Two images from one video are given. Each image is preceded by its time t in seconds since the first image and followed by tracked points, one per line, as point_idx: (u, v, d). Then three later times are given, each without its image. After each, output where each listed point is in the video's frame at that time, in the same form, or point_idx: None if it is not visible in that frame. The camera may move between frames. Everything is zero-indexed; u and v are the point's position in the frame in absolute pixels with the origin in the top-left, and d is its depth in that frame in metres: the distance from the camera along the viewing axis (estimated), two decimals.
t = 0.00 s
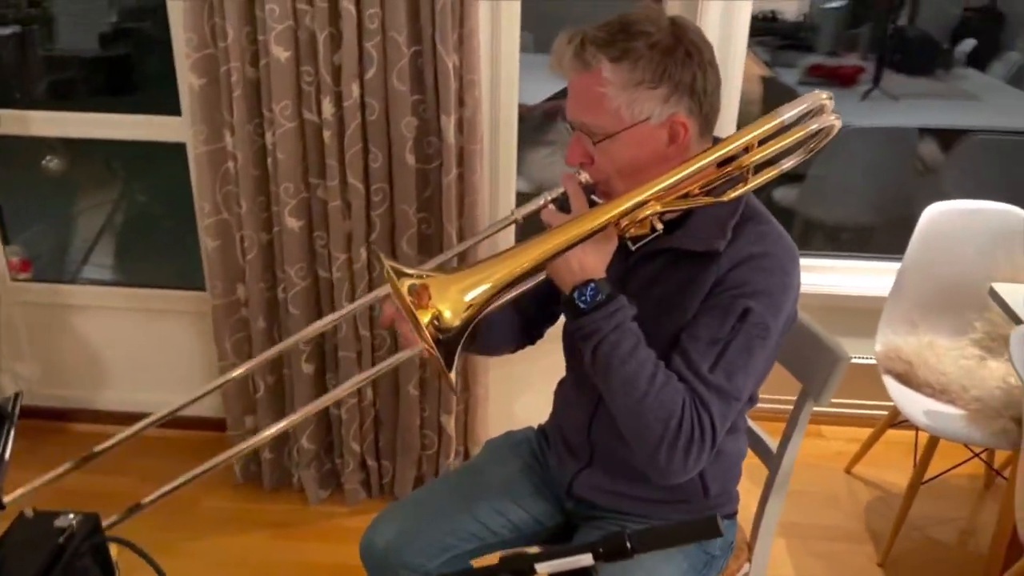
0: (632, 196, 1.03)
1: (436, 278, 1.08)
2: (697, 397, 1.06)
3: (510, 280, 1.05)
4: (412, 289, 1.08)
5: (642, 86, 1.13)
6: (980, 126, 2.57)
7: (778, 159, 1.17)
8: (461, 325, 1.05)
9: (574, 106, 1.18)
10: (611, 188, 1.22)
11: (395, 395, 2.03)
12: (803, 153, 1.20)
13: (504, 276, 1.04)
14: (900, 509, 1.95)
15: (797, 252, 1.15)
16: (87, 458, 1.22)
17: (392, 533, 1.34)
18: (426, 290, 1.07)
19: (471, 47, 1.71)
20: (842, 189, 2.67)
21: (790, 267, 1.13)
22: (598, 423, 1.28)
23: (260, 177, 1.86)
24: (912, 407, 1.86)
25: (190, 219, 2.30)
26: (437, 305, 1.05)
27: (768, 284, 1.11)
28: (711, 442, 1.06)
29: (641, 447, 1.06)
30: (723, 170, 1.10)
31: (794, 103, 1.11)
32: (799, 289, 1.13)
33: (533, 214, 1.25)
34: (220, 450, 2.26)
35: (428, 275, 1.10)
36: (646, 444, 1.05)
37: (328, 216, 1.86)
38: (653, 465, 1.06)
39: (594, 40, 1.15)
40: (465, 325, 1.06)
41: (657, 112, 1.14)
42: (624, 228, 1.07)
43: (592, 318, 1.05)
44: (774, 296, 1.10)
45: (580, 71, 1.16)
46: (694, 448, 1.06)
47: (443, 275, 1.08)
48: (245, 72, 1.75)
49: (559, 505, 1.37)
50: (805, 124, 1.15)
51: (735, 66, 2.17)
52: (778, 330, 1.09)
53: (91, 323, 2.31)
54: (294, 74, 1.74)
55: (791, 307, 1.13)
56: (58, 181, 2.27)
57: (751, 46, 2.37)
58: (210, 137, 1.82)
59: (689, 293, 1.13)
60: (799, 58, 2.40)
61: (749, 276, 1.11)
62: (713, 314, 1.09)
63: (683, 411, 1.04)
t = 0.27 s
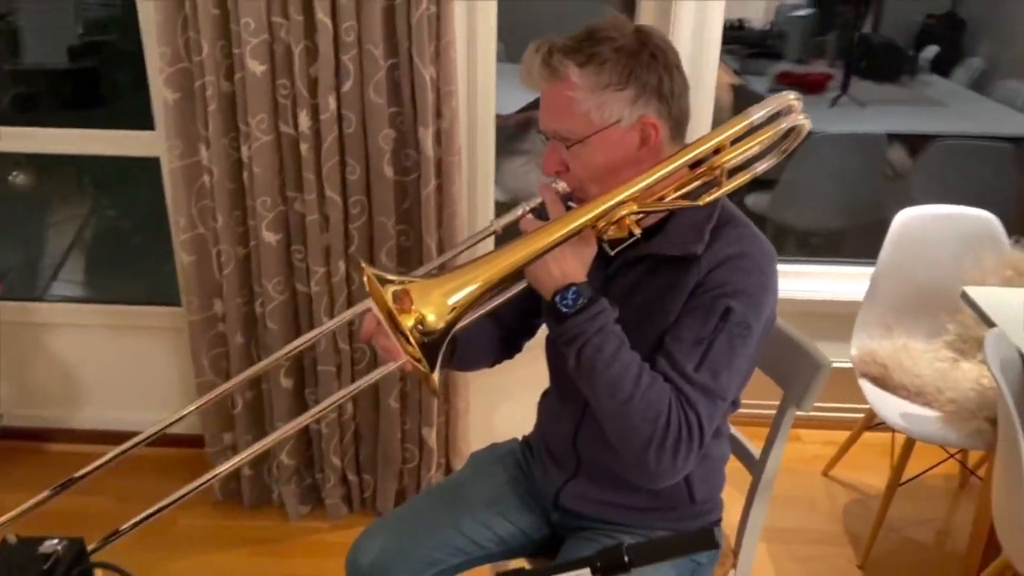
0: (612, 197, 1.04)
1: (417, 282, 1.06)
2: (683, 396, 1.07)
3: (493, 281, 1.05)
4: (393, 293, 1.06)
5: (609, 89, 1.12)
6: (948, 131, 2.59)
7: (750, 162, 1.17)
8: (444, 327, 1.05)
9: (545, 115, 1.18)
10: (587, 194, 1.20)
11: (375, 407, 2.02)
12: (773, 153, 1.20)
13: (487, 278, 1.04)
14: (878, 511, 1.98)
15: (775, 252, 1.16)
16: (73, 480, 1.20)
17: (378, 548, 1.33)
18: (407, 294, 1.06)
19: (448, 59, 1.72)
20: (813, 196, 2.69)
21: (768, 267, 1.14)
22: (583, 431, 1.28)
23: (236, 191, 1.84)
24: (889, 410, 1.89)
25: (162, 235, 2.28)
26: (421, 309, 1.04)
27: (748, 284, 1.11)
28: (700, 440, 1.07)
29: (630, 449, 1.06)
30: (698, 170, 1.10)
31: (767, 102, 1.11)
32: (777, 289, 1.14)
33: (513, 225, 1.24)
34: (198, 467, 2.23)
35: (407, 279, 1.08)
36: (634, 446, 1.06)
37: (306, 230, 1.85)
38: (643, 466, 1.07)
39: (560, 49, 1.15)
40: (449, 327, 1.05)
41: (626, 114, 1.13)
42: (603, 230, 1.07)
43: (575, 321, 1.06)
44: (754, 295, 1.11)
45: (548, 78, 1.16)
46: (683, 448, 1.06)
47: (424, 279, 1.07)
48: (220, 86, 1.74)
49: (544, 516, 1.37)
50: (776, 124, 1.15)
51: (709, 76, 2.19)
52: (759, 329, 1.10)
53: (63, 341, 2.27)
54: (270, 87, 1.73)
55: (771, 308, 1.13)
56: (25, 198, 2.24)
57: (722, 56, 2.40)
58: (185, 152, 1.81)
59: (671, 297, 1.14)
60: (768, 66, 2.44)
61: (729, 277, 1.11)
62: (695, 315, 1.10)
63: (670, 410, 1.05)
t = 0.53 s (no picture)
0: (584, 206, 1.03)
1: (394, 296, 1.07)
2: (662, 402, 1.07)
3: (469, 293, 1.04)
4: (371, 309, 1.06)
5: (577, 98, 1.13)
6: (913, 136, 2.63)
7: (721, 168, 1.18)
8: (423, 340, 1.05)
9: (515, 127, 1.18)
10: (561, 204, 1.20)
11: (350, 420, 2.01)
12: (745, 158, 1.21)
13: (463, 291, 1.04)
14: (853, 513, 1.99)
15: (748, 256, 1.17)
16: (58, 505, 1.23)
17: (357, 563, 1.31)
18: (385, 309, 1.06)
19: (421, 69, 1.71)
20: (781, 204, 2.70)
21: (742, 271, 1.14)
22: (562, 440, 1.28)
23: (207, 204, 1.83)
24: (864, 413, 1.91)
25: (130, 250, 2.24)
26: (399, 324, 1.04)
27: (723, 288, 1.12)
28: (680, 446, 1.08)
29: (611, 457, 1.06)
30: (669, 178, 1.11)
31: (734, 108, 1.11)
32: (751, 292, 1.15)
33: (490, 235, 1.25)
34: (172, 484, 2.20)
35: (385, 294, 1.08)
36: (616, 453, 1.06)
37: (278, 242, 1.83)
38: (624, 474, 1.07)
39: (526, 61, 1.15)
40: (428, 340, 1.05)
41: (596, 123, 1.13)
42: (578, 238, 1.07)
43: (552, 331, 1.06)
44: (729, 300, 1.11)
45: (516, 90, 1.16)
46: (663, 455, 1.07)
47: (401, 292, 1.07)
48: (190, 98, 1.72)
49: (525, 526, 1.36)
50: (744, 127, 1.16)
51: (678, 84, 2.22)
52: (735, 333, 1.10)
53: (30, 360, 2.22)
54: (241, 99, 1.72)
55: (746, 311, 1.14)
56: None
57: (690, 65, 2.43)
58: (155, 165, 1.79)
59: (647, 303, 1.15)
60: (735, 74, 2.47)
61: (704, 282, 1.12)
62: (671, 321, 1.10)
63: (649, 417, 1.05)
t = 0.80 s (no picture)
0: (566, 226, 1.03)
1: (380, 332, 1.05)
2: (653, 416, 1.08)
3: (458, 324, 1.04)
4: (357, 348, 1.05)
5: (552, 118, 1.12)
6: (880, 141, 2.66)
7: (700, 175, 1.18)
8: (413, 376, 1.04)
9: (491, 148, 1.18)
10: (543, 221, 1.20)
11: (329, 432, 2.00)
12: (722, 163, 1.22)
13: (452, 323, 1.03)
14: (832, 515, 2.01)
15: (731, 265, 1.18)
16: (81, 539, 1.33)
17: None
18: (371, 347, 1.05)
19: (397, 79, 1.71)
20: (753, 208, 2.73)
21: (726, 281, 1.15)
22: (546, 451, 1.28)
23: (181, 217, 1.80)
24: (840, 416, 1.92)
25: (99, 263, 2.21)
26: (388, 362, 1.03)
27: (709, 300, 1.12)
28: (672, 459, 1.08)
29: (606, 473, 1.07)
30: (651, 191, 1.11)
31: (709, 116, 1.12)
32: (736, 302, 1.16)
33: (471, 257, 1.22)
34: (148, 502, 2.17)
35: (368, 330, 1.07)
36: (610, 470, 1.06)
37: (253, 254, 1.81)
38: (619, 490, 1.07)
39: (497, 83, 1.15)
40: (418, 375, 1.05)
41: (572, 142, 1.13)
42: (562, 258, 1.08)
43: (541, 353, 1.05)
44: (716, 310, 1.12)
45: (490, 113, 1.15)
46: (657, 469, 1.07)
47: (386, 328, 1.06)
48: (162, 109, 1.70)
49: (509, 537, 1.36)
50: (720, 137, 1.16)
51: (652, 92, 2.23)
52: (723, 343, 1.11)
53: None
54: (214, 110, 1.70)
55: (730, 320, 1.15)
56: None
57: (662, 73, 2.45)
58: (127, 177, 1.76)
59: (633, 315, 1.15)
60: (706, 81, 2.48)
61: (690, 293, 1.12)
62: (659, 334, 1.10)
63: (642, 433, 1.06)
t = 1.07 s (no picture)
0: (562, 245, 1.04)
1: (383, 360, 1.06)
2: (656, 428, 1.08)
3: (459, 348, 1.04)
4: (360, 378, 1.06)
5: (546, 133, 1.12)
6: (856, 146, 2.68)
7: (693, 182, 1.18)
8: (418, 403, 1.05)
9: (485, 164, 1.18)
10: (540, 235, 1.19)
11: (314, 442, 1.98)
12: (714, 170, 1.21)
13: (453, 349, 1.04)
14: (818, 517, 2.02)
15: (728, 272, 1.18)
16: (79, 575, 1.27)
17: None
18: (375, 375, 1.06)
19: (381, 85, 1.70)
20: (730, 211, 2.76)
21: (725, 288, 1.15)
22: (541, 458, 1.27)
23: (162, 226, 1.78)
24: (825, 418, 1.94)
25: (76, 273, 2.18)
26: (391, 391, 1.04)
27: (708, 308, 1.13)
28: (676, 470, 1.09)
29: (611, 486, 1.07)
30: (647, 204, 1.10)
31: (700, 126, 1.12)
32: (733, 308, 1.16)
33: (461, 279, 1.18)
34: (131, 516, 2.15)
35: (373, 357, 1.08)
36: (615, 483, 1.07)
37: (236, 263, 1.79)
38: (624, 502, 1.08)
39: (492, 99, 1.15)
40: (422, 401, 1.05)
41: (566, 156, 1.13)
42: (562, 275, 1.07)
43: (544, 369, 1.05)
44: (715, 319, 1.12)
45: (484, 128, 1.15)
46: (661, 480, 1.08)
47: (389, 355, 1.07)
48: (142, 118, 1.68)
49: (502, 544, 1.36)
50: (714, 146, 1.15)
51: (632, 98, 2.24)
52: (723, 351, 1.12)
53: None
54: (196, 118, 1.68)
55: (728, 327, 1.16)
56: None
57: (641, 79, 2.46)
58: (107, 187, 1.74)
59: (632, 325, 1.15)
60: (682, 88, 2.49)
61: (690, 303, 1.13)
62: (660, 345, 1.11)
63: (646, 446, 1.06)
